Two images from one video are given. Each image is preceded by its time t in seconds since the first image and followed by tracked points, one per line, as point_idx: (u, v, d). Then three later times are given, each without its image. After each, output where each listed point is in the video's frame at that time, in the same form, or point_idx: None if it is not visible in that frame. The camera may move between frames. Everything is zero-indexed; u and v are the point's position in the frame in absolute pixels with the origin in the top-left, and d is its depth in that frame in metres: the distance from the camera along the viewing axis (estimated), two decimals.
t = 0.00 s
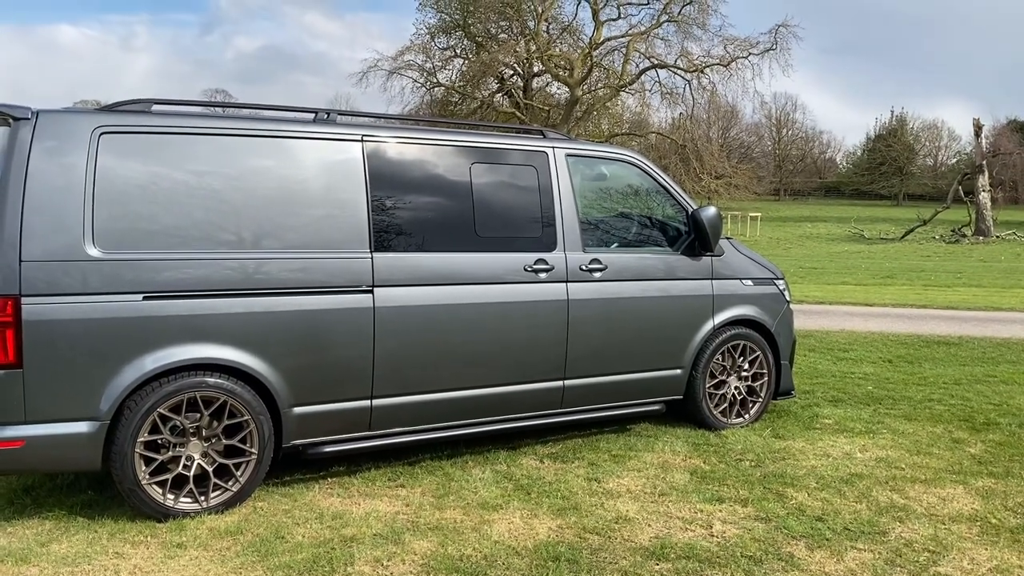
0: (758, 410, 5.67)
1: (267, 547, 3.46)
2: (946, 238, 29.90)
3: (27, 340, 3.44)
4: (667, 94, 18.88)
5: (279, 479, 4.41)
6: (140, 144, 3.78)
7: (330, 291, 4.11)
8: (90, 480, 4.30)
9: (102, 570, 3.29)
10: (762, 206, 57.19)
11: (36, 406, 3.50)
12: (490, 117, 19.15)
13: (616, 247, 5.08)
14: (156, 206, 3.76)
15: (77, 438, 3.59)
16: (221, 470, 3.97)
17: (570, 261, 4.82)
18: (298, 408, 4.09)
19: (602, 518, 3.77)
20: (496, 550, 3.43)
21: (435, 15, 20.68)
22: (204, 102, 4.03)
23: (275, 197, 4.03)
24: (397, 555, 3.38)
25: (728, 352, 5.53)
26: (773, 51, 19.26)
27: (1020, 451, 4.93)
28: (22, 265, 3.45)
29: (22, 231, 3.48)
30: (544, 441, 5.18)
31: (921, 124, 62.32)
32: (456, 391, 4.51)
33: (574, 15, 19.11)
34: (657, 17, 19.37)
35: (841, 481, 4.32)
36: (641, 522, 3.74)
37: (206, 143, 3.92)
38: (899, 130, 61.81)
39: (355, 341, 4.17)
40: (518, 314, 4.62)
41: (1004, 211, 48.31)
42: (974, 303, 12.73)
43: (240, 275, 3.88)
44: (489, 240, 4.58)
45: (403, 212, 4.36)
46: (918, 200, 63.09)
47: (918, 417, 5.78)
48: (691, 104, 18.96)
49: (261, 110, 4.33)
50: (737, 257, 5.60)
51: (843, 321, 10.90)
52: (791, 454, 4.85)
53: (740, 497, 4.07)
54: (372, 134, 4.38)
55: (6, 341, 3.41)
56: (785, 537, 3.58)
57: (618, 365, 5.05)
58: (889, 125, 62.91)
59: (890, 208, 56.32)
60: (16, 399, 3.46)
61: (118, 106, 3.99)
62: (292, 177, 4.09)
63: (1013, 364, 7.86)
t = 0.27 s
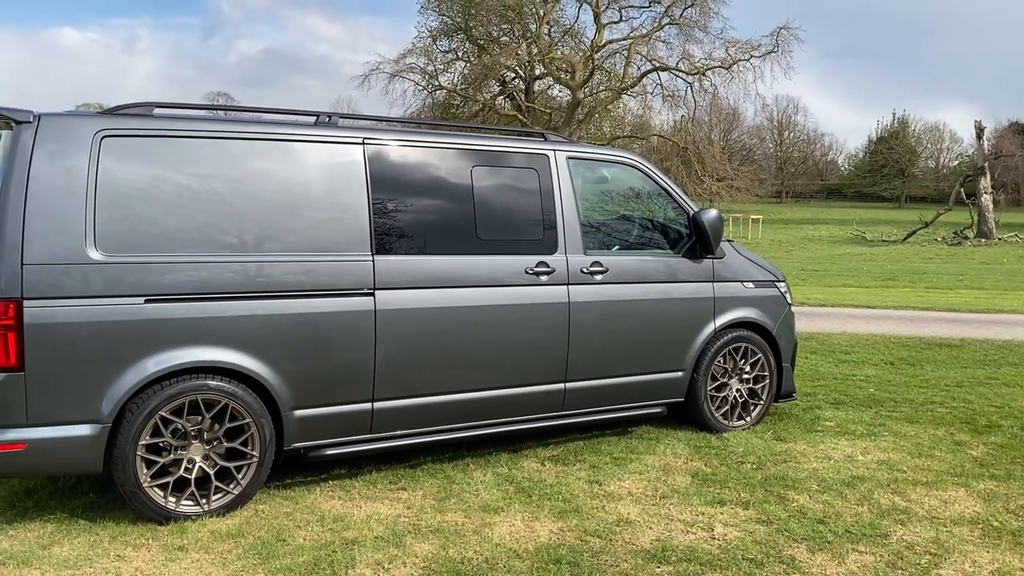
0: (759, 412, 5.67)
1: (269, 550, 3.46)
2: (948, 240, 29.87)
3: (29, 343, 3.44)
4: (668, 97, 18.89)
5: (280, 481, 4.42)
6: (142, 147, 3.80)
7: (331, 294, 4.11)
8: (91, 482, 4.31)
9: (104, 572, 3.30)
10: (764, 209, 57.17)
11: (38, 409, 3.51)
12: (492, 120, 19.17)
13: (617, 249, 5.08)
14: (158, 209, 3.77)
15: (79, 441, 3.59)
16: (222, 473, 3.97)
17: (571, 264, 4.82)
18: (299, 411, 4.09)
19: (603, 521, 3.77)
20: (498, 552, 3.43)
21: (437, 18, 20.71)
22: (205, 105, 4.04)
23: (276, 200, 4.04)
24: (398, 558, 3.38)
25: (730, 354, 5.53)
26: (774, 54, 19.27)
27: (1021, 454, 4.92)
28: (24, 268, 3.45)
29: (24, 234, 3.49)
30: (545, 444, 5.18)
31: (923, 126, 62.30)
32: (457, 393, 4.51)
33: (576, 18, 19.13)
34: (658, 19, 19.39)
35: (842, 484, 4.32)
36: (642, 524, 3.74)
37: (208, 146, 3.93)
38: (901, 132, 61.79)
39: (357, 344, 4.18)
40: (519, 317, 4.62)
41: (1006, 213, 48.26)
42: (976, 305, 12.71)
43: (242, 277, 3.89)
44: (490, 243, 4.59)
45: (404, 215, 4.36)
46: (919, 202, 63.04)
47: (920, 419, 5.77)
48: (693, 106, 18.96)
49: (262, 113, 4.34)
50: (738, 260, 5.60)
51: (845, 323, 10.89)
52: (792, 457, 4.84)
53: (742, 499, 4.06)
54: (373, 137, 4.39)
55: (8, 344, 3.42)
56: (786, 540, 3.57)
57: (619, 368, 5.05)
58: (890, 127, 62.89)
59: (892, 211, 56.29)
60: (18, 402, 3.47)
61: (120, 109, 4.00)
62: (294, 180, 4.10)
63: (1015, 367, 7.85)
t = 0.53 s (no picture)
0: (760, 415, 5.66)
1: (269, 553, 3.46)
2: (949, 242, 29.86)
3: (30, 346, 3.45)
4: (668, 99, 18.90)
5: (281, 484, 4.42)
6: (143, 150, 3.80)
7: (332, 296, 4.12)
8: (92, 485, 4.31)
9: None
10: (765, 211, 57.18)
11: (39, 412, 3.51)
12: (492, 123, 19.18)
13: (618, 252, 5.09)
14: (158, 212, 3.78)
15: (79, 444, 3.59)
16: (223, 476, 3.97)
17: (571, 266, 4.82)
18: (300, 414, 4.09)
19: (604, 524, 3.77)
20: (499, 555, 3.42)
21: (438, 21, 20.74)
22: (206, 108, 4.05)
23: (277, 203, 4.04)
24: (399, 561, 3.38)
25: (730, 357, 5.52)
26: (775, 56, 19.28)
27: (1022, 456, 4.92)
28: (25, 271, 3.46)
29: (25, 238, 3.49)
30: (546, 447, 5.18)
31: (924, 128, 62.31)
32: (457, 396, 4.51)
33: (576, 21, 19.14)
34: (659, 22, 19.41)
35: (843, 486, 4.31)
36: (643, 527, 3.73)
37: (208, 149, 3.93)
38: (901, 134, 61.79)
39: (357, 347, 4.18)
40: (519, 319, 4.62)
41: (1006, 216, 48.25)
42: (977, 307, 12.70)
43: (242, 280, 3.89)
44: (491, 245, 4.59)
45: (404, 217, 4.36)
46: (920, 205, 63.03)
47: (920, 422, 5.76)
48: (693, 109, 18.97)
49: (262, 116, 4.34)
50: (738, 262, 5.60)
51: (845, 326, 10.88)
52: (793, 459, 4.84)
53: (742, 502, 4.06)
54: (373, 140, 4.39)
55: (9, 347, 3.42)
56: (787, 543, 3.57)
57: (619, 370, 5.05)
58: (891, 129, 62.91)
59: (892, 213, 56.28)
60: (19, 405, 3.47)
61: (121, 113, 4.01)
62: (294, 183, 4.10)
63: (1016, 369, 7.84)
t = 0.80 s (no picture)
0: (760, 417, 5.67)
1: (269, 555, 3.46)
2: (949, 244, 29.87)
3: (29, 348, 3.45)
4: (668, 102, 18.92)
5: (281, 486, 4.42)
6: (143, 153, 3.80)
7: (331, 299, 4.12)
8: (91, 488, 4.30)
9: None
10: (764, 213, 57.21)
11: (39, 414, 3.51)
12: (492, 125, 19.20)
13: (617, 254, 5.09)
14: (158, 214, 3.78)
15: (79, 446, 3.59)
16: (223, 478, 3.97)
17: (571, 268, 4.82)
18: (300, 416, 4.09)
19: (604, 526, 3.77)
20: (499, 558, 3.42)
21: (438, 23, 20.77)
22: (206, 111, 4.05)
23: (277, 205, 4.05)
24: (399, 563, 3.38)
25: (730, 359, 5.53)
26: (774, 59, 19.30)
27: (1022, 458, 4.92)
28: (25, 273, 3.46)
29: (25, 240, 3.50)
30: (546, 449, 5.18)
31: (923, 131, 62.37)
32: (457, 398, 4.51)
33: (576, 23, 19.16)
34: (658, 24, 19.43)
35: (843, 488, 4.31)
36: (643, 529, 3.73)
37: (208, 152, 3.94)
38: (901, 136, 61.84)
39: (357, 349, 4.18)
40: (519, 321, 4.62)
41: (1006, 218, 48.28)
42: (977, 309, 12.70)
43: (242, 282, 3.89)
44: (490, 247, 4.59)
45: (404, 220, 4.37)
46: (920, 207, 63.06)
47: (921, 424, 5.76)
48: (693, 111, 18.98)
49: (262, 118, 4.35)
50: (738, 265, 5.60)
51: (845, 328, 10.88)
52: (793, 462, 4.84)
53: (743, 504, 4.06)
54: (373, 143, 4.40)
55: (9, 349, 3.43)
56: (787, 545, 3.57)
57: (619, 372, 5.05)
58: (890, 131, 62.97)
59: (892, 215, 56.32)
60: (19, 408, 3.47)
61: (121, 115, 4.01)
62: (294, 185, 4.11)
63: (1017, 371, 7.84)
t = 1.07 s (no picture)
0: (759, 419, 5.67)
1: (268, 558, 3.46)
2: (947, 246, 29.89)
3: (28, 350, 3.44)
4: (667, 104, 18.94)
5: (279, 489, 4.41)
6: (142, 155, 3.80)
7: (330, 301, 4.12)
8: (90, 490, 4.30)
9: None
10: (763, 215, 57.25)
11: (37, 417, 3.50)
12: (491, 127, 19.22)
13: (616, 256, 5.09)
14: (158, 217, 3.78)
15: (78, 448, 3.59)
16: (222, 480, 3.97)
17: (570, 270, 4.83)
18: (299, 418, 4.09)
19: (603, 528, 3.77)
20: (498, 560, 3.42)
21: (436, 25, 20.79)
22: (206, 114, 4.05)
23: (276, 207, 4.05)
24: (398, 565, 3.38)
25: (729, 361, 5.53)
26: (773, 61, 19.33)
27: (1021, 460, 4.92)
28: (24, 276, 3.46)
29: (24, 242, 3.49)
30: (544, 451, 5.18)
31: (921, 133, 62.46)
32: (457, 400, 4.51)
33: (575, 25, 19.18)
34: (657, 27, 19.46)
35: (842, 490, 4.31)
36: (642, 531, 3.73)
37: (207, 154, 3.94)
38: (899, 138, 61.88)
39: (356, 351, 4.18)
40: (518, 323, 4.63)
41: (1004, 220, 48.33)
42: (975, 311, 12.71)
43: (241, 285, 3.89)
44: (490, 249, 4.59)
45: (403, 222, 4.37)
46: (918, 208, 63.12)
47: (919, 426, 5.77)
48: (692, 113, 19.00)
49: (261, 121, 4.35)
50: (737, 267, 5.61)
51: (844, 330, 10.89)
52: (792, 463, 4.84)
53: (741, 506, 4.06)
54: (373, 145, 4.40)
55: (8, 351, 3.42)
56: (786, 547, 3.57)
57: (618, 375, 5.05)
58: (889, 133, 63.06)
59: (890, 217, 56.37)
60: (18, 410, 3.46)
61: (120, 117, 4.01)
62: (294, 187, 4.11)
63: (1015, 373, 7.85)
